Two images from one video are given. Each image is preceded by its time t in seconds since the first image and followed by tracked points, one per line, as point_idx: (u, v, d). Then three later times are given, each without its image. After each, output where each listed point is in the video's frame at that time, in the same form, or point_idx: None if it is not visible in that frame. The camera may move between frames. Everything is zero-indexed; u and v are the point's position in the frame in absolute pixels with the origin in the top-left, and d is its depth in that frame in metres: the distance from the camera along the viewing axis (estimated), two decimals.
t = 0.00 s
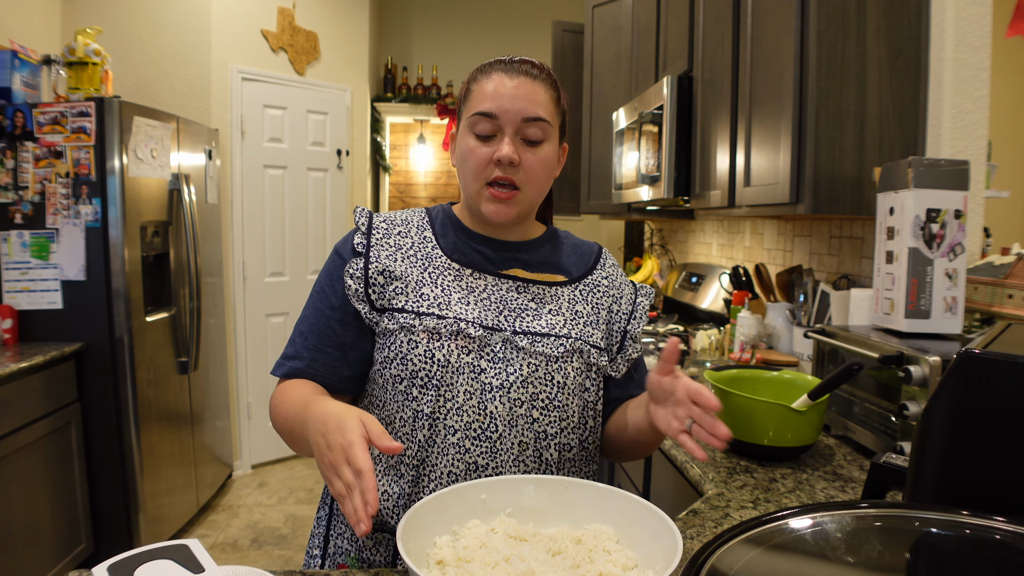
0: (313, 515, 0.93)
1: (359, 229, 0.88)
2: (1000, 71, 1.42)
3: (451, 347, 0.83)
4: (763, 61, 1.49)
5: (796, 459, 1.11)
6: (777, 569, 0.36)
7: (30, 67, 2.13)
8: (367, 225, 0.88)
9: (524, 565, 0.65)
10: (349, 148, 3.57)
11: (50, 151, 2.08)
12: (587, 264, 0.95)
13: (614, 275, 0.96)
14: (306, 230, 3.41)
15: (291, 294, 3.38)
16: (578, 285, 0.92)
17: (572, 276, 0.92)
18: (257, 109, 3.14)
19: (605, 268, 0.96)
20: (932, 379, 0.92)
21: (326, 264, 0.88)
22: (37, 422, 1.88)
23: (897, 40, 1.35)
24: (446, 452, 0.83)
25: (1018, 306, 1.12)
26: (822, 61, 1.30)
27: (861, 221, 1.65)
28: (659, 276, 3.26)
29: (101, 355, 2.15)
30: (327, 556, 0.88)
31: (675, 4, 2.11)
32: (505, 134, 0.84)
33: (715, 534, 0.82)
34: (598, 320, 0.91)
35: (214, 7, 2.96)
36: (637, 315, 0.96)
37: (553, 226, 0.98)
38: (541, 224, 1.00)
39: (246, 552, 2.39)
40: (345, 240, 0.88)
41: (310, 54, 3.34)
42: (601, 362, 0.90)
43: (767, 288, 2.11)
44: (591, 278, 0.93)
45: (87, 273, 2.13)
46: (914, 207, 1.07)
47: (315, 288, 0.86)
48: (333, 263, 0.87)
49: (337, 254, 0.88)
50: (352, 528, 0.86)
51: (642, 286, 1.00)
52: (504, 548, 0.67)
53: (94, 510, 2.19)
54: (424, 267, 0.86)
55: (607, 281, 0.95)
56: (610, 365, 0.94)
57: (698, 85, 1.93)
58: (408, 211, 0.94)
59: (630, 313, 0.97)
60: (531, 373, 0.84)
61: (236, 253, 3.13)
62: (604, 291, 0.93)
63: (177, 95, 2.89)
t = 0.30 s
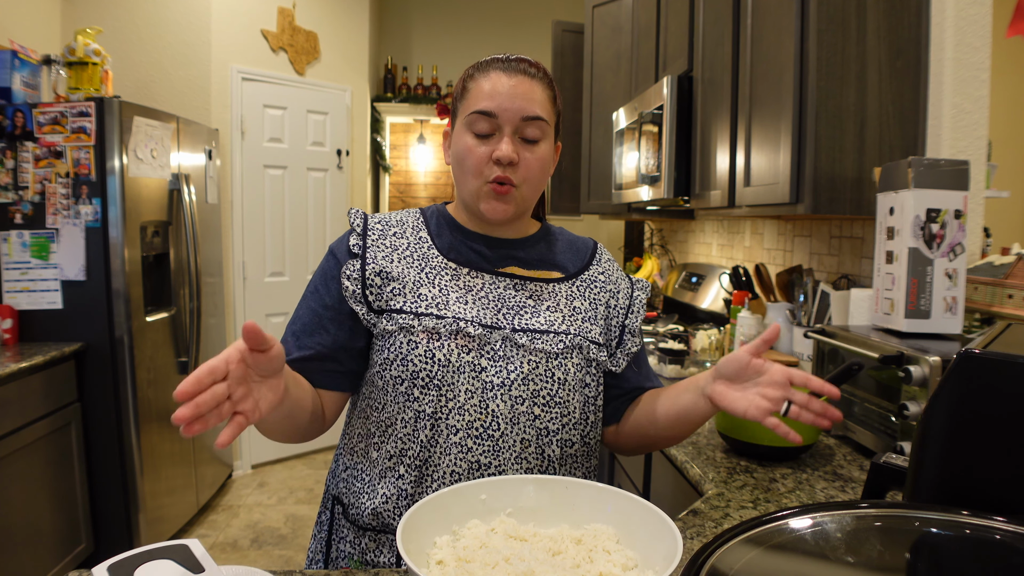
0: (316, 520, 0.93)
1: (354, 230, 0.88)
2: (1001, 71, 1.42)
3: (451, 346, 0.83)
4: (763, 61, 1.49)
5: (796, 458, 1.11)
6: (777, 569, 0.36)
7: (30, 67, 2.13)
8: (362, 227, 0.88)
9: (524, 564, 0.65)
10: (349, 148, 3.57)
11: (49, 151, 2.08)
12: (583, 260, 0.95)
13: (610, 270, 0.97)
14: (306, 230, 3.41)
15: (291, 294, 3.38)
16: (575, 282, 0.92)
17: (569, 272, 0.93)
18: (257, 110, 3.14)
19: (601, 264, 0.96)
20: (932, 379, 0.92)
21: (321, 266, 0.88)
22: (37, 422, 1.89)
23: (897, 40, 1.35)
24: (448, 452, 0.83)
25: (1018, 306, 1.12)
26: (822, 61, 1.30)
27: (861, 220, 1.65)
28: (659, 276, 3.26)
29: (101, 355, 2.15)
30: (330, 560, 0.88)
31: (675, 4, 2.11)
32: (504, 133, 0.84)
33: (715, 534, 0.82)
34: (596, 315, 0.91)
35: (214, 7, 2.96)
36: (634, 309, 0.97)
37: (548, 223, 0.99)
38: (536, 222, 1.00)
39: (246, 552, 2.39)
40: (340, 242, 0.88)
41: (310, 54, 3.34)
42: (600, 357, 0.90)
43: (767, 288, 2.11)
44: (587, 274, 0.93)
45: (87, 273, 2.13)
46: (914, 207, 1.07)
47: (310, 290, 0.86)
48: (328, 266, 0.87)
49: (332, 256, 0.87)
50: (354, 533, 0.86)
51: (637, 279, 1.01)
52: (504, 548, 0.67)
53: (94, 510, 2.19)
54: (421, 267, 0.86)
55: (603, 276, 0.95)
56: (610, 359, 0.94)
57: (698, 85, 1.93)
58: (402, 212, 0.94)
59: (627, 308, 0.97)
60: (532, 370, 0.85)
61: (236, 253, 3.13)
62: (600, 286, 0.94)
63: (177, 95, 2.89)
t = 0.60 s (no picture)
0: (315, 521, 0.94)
1: (350, 233, 0.88)
2: (1000, 71, 1.42)
3: (448, 347, 0.83)
4: (763, 61, 1.49)
5: (795, 459, 1.11)
6: (780, 569, 0.36)
7: (30, 67, 2.13)
8: (358, 230, 0.88)
9: (524, 565, 0.65)
10: (348, 148, 3.57)
11: (50, 151, 2.08)
12: (580, 260, 0.95)
13: (607, 270, 0.96)
14: (306, 230, 3.41)
15: (291, 294, 3.38)
16: (572, 281, 0.92)
17: (565, 272, 0.92)
18: (257, 110, 3.14)
19: (597, 263, 0.96)
20: (932, 379, 0.92)
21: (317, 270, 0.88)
22: (37, 422, 1.89)
23: (897, 40, 1.35)
24: (445, 453, 0.83)
25: (1018, 306, 1.12)
26: (822, 61, 1.30)
27: (861, 220, 1.65)
28: (659, 276, 3.26)
29: (101, 355, 2.15)
30: (328, 561, 0.89)
31: (675, 4, 2.11)
32: (500, 136, 0.83)
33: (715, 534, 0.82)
34: (592, 315, 0.91)
35: (214, 7, 2.96)
36: (631, 309, 0.97)
37: (544, 223, 0.98)
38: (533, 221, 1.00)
39: (246, 552, 2.39)
40: (337, 245, 0.88)
41: (310, 54, 3.34)
42: (597, 357, 0.90)
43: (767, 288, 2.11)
44: (584, 273, 0.93)
45: (87, 273, 2.13)
46: (914, 208, 1.07)
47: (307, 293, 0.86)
48: (325, 269, 0.87)
49: (329, 259, 0.87)
50: (352, 534, 0.86)
51: (634, 279, 1.01)
52: (504, 549, 0.67)
53: (94, 510, 2.19)
54: (418, 269, 0.86)
55: (600, 275, 0.95)
56: (607, 360, 0.94)
57: (698, 85, 1.93)
58: (399, 214, 0.94)
59: (624, 307, 0.97)
60: (528, 371, 0.85)
61: (236, 253, 3.13)
62: (597, 286, 0.94)
63: (177, 95, 2.89)
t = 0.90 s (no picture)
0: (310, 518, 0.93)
1: (348, 233, 0.88)
2: (1000, 71, 1.42)
3: (445, 347, 0.83)
4: (763, 61, 1.49)
5: (796, 459, 1.11)
6: (779, 569, 0.36)
7: (30, 67, 2.13)
8: (357, 229, 0.88)
9: (526, 566, 0.65)
10: (348, 148, 3.57)
11: (50, 151, 2.08)
12: (578, 260, 0.95)
13: (604, 271, 0.96)
14: (306, 229, 3.41)
15: (291, 294, 3.38)
16: (570, 282, 0.92)
17: (563, 272, 0.92)
18: (257, 109, 3.14)
19: (595, 264, 0.96)
20: (932, 379, 0.92)
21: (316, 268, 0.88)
22: (37, 422, 1.89)
23: (897, 40, 1.35)
24: (442, 453, 0.83)
25: (1018, 306, 1.12)
26: (822, 61, 1.30)
27: (861, 220, 1.65)
28: (659, 275, 3.26)
29: (101, 355, 2.15)
30: (325, 561, 0.88)
31: (675, 4, 2.11)
32: (497, 138, 0.83)
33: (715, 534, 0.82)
34: (591, 315, 0.91)
35: (214, 7, 2.96)
36: (629, 310, 0.97)
37: (542, 223, 0.98)
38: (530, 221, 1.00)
39: (246, 552, 2.39)
40: (335, 243, 0.88)
41: (310, 54, 3.34)
42: (595, 358, 0.90)
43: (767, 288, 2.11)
44: (582, 274, 0.93)
45: (87, 273, 2.13)
46: (914, 208, 1.07)
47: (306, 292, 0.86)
48: (324, 267, 0.87)
49: (328, 257, 0.87)
50: (348, 533, 0.86)
51: (632, 280, 1.01)
52: (506, 549, 0.67)
53: (94, 510, 2.19)
54: (416, 269, 0.86)
55: (598, 276, 0.95)
56: (604, 360, 0.94)
57: (698, 85, 1.93)
58: (397, 213, 0.94)
59: (622, 308, 0.97)
60: (526, 371, 0.85)
61: (236, 253, 3.13)
62: (595, 287, 0.94)
63: (177, 94, 2.89)
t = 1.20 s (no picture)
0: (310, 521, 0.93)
1: (344, 234, 0.88)
2: (1000, 71, 1.42)
3: (442, 346, 0.83)
4: (763, 61, 1.49)
5: (796, 459, 1.11)
6: (779, 569, 0.36)
7: (30, 67, 2.13)
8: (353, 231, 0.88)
9: (526, 567, 0.65)
10: (348, 148, 3.57)
11: (49, 151, 2.08)
12: (572, 258, 0.96)
13: (598, 268, 0.97)
14: (306, 229, 3.41)
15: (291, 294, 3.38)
16: (565, 280, 0.92)
17: (558, 270, 0.93)
18: (257, 110, 3.14)
19: (589, 261, 0.97)
20: (932, 379, 0.92)
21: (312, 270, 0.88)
22: (37, 422, 1.89)
23: (896, 40, 1.35)
24: (441, 451, 0.82)
25: (1018, 306, 1.12)
26: (822, 61, 1.30)
27: (861, 220, 1.65)
28: (659, 276, 3.26)
29: (101, 355, 2.15)
30: (325, 563, 0.88)
31: (675, 4, 2.11)
32: (498, 153, 0.83)
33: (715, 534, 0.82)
34: (586, 312, 0.91)
35: (214, 7, 2.96)
36: (623, 306, 0.98)
37: (536, 223, 0.99)
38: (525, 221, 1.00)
39: (246, 552, 2.39)
40: (331, 246, 0.88)
41: (310, 54, 3.34)
42: (591, 354, 0.90)
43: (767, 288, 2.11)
44: (577, 272, 0.94)
45: (87, 273, 2.13)
46: (914, 207, 1.07)
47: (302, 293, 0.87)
48: (320, 269, 0.87)
49: (324, 259, 0.87)
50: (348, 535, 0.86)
51: (625, 277, 1.01)
52: (506, 550, 0.67)
53: (94, 510, 2.19)
54: (411, 269, 0.86)
55: (592, 273, 0.95)
56: (600, 357, 0.95)
57: (698, 85, 1.93)
58: (392, 215, 0.94)
59: (616, 304, 0.97)
60: (523, 369, 0.85)
61: (236, 253, 3.13)
62: (590, 284, 0.94)
63: (177, 95, 2.89)
